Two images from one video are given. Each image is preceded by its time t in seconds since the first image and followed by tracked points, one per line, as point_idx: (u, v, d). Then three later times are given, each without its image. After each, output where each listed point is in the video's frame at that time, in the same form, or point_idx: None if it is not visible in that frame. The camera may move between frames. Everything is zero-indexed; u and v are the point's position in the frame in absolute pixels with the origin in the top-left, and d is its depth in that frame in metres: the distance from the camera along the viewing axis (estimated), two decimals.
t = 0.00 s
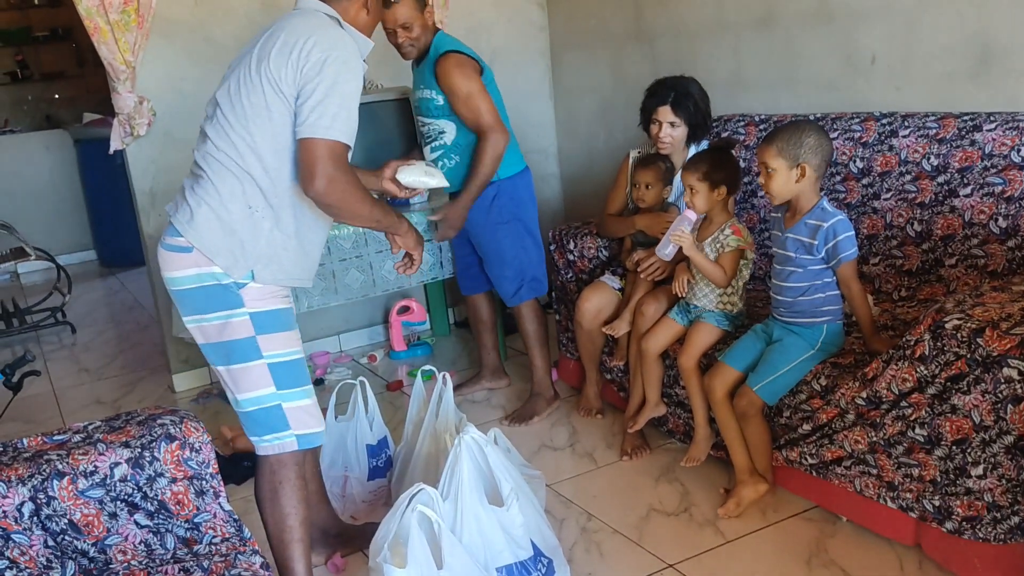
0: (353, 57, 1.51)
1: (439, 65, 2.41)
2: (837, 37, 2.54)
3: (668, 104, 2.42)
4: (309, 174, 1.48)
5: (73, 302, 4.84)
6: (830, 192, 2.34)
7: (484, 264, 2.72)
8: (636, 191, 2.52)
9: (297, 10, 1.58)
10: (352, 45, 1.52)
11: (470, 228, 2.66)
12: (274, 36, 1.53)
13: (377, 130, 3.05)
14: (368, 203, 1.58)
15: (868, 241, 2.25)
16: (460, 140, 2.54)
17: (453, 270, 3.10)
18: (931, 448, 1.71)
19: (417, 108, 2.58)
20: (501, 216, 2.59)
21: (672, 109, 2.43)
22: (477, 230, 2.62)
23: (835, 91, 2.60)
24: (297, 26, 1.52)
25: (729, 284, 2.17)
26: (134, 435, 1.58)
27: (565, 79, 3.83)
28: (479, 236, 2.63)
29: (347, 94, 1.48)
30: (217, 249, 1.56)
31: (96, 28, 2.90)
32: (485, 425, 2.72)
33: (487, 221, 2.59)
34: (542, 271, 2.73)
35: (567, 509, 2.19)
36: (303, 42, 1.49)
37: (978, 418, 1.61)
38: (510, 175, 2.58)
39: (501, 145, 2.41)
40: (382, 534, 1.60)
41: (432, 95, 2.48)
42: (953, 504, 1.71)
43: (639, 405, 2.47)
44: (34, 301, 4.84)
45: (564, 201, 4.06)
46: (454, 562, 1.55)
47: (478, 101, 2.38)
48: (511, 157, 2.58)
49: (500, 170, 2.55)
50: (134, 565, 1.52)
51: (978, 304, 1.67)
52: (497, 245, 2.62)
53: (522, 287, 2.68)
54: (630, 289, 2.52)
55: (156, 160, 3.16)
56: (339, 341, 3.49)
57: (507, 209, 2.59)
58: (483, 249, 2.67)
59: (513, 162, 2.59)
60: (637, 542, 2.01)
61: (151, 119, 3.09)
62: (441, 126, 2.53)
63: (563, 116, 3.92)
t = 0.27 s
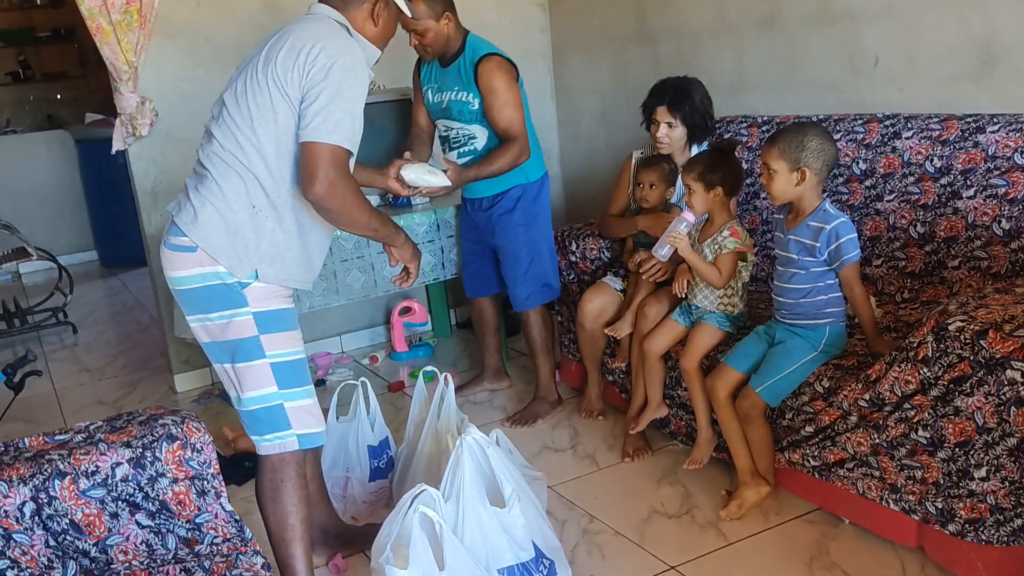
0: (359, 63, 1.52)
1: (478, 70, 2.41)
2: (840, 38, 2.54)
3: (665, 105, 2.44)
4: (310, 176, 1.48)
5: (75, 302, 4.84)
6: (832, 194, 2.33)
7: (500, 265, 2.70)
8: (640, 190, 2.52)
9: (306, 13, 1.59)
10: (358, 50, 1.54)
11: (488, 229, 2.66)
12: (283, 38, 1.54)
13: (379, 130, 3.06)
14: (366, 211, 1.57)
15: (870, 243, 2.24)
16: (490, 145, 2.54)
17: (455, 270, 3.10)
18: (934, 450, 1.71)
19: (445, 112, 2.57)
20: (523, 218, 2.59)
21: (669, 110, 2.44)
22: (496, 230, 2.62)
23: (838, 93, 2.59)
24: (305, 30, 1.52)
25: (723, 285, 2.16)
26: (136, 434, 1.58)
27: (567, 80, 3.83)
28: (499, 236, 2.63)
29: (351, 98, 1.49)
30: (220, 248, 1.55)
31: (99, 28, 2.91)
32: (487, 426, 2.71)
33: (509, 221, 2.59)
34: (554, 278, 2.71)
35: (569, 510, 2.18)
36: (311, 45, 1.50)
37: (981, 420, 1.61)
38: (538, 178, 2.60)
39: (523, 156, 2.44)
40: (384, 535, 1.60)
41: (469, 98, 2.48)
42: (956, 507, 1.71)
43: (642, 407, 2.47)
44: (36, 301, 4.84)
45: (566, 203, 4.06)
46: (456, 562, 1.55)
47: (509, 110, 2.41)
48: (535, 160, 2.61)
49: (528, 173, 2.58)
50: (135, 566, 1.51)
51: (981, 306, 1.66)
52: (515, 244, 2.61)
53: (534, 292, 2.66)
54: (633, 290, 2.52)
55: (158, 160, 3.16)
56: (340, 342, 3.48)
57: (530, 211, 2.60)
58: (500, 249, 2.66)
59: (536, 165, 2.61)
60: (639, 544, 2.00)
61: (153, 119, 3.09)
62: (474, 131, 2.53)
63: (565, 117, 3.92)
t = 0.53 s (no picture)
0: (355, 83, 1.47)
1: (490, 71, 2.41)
2: (842, 39, 2.54)
3: (663, 110, 2.44)
4: (278, 192, 1.41)
5: (76, 302, 4.85)
6: (835, 195, 2.33)
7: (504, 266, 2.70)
8: (642, 191, 2.53)
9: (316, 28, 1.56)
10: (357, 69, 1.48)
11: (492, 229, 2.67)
12: (286, 49, 1.51)
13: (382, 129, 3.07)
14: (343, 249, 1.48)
15: (873, 243, 2.24)
16: (500, 147, 2.54)
17: (457, 270, 3.11)
18: (936, 451, 1.71)
19: (456, 112, 2.57)
20: (528, 220, 2.59)
21: (667, 115, 2.44)
22: (501, 231, 2.62)
23: (840, 94, 2.59)
24: (307, 43, 1.49)
25: (724, 285, 2.16)
26: (138, 434, 1.58)
27: (569, 80, 3.84)
28: (502, 237, 2.63)
29: (331, 116, 1.43)
30: (203, 250, 1.54)
31: (101, 28, 2.90)
32: (488, 426, 2.71)
33: (514, 222, 2.59)
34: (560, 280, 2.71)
35: (571, 511, 2.18)
36: (306, 59, 1.46)
37: (983, 421, 1.61)
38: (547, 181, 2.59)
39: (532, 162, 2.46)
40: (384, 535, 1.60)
41: (482, 100, 2.48)
42: (958, 508, 1.71)
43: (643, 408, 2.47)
44: (38, 301, 4.85)
45: (568, 203, 4.06)
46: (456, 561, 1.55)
47: (522, 114, 2.41)
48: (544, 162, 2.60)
49: (536, 175, 2.57)
50: (137, 565, 1.51)
51: (983, 307, 1.66)
52: (517, 246, 2.60)
53: (537, 294, 2.66)
54: (635, 291, 2.52)
55: (160, 160, 3.16)
56: (342, 342, 3.49)
57: (535, 213, 2.60)
58: (504, 249, 2.66)
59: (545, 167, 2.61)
60: (640, 545, 2.00)
61: (156, 119, 3.09)
62: (485, 132, 2.54)
63: (567, 118, 3.92)
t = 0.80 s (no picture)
0: (368, 161, 1.31)
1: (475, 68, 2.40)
2: (843, 40, 2.54)
3: (665, 108, 2.43)
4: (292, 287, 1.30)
5: (77, 302, 4.85)
6: (836, 196, 2.33)
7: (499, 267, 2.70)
8: (642, 193, 2.53)
9: (354, 76, 1.38)
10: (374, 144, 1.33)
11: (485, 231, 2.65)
12: (313, 98, 1.35)
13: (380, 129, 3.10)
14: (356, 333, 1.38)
15: (874, 244, 2.24)
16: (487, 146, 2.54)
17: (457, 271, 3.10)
18: (937, 452, 1.71)
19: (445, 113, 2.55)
20: (520, 220, 2.59)
21: (669, 113, 2.43)
22: (494, 231, 2.61)
23: (841, 94, 2.59)
24: (335, 105, 1.32)
25: (729, 286, 2.17)
26: (139, 435, 1.58)
27: (570, 81, 3.84)
28: (496, 237, 2.63)
29: (343, 210, 1.29)
30: (176, 261, 1.49)
31: (102, 28, 2.91)
32: (488, 427, 2.71)
33: (508, 222, 2.59)
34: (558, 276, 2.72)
35: (571, 511, 2.18)
36: (330, 128, 1.31)
37: (984, 423, 1.61)
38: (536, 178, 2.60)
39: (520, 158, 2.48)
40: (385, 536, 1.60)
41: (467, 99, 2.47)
42: (959, 509, 1.71)
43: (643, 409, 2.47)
44: (38, 301, 4.86)
45: (569, 204, 4.06)
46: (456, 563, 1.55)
47: (511, 110, 2.42)
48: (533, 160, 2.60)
49: (525, 174, 2.57)
50: (137, 565, 1.51)
51: (984, 308, 1.66)
52: (512, 245, 2.61)
53: (536, 292, 2.66)
54: (635, 291, 2.52)
55: (161, 161, 3.16)
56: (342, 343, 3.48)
57: (527, 212, 2.60)
58: (498, 250, 2.66)
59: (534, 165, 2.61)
60: (641, 546, 2.00)
61: (157, 120, 3.09)
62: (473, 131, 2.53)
63: (567, 118, 3.92)
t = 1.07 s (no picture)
0: (385, 265, 1.31)
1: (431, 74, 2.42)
2: (845, 40, 2.54)
3: (669, 109, 2.43)
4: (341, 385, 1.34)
5: (78, 302, 4.85)
6: (837, 197, 2.33)
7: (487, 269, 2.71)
8: (643, 194, 2.52)
9: (389, 171, 1.35)
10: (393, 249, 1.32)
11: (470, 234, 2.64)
12: (347, 189, 1.31)
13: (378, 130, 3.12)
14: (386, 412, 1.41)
15: (875, 245, 2.24)
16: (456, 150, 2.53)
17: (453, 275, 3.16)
18: (938, 454, 1.70)
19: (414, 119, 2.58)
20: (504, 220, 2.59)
21: (673, 115, 2.43)
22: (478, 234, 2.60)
23: (842, 95, 2.59)
24: (369, 206, 1.30)
25: (731, 287, 2.16)
26: (139, 435, 1.58)
27: (571, 81, 3.84)
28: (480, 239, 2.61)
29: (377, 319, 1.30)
30: (157, 283, 1.44)
31: (103, 29, 2.90)
32: (489, 428, 2.71)
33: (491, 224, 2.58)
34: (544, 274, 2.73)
35: (572, 513, 2.18)
36: (358, 229, 1.28)
37: (985, 424, 1.60)
38: (514, 178, 2.60)
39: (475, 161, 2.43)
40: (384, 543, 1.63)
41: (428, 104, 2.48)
42: (960, 510, 1.70)
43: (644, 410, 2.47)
44: (39, 301, 4.86)
45: (570, 204, 4.06)
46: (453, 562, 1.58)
47: (464, 114, 2.40)
48: (510, 160, 2.61)
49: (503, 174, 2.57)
50: (137, 566, 1.52)
51: (986, 309, 1.66)
52: (499, 248, 2.59)
53: (525, 291, 2.68)
54: (636, 292, 2.52)
55: (162, 161, 3.16)
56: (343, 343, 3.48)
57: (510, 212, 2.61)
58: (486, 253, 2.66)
59: (512, 165, 2.61)
60: (641, 547, 2.00)
61: (158, 120, 3.09)
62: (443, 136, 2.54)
63: (568, 119, 3.92)
